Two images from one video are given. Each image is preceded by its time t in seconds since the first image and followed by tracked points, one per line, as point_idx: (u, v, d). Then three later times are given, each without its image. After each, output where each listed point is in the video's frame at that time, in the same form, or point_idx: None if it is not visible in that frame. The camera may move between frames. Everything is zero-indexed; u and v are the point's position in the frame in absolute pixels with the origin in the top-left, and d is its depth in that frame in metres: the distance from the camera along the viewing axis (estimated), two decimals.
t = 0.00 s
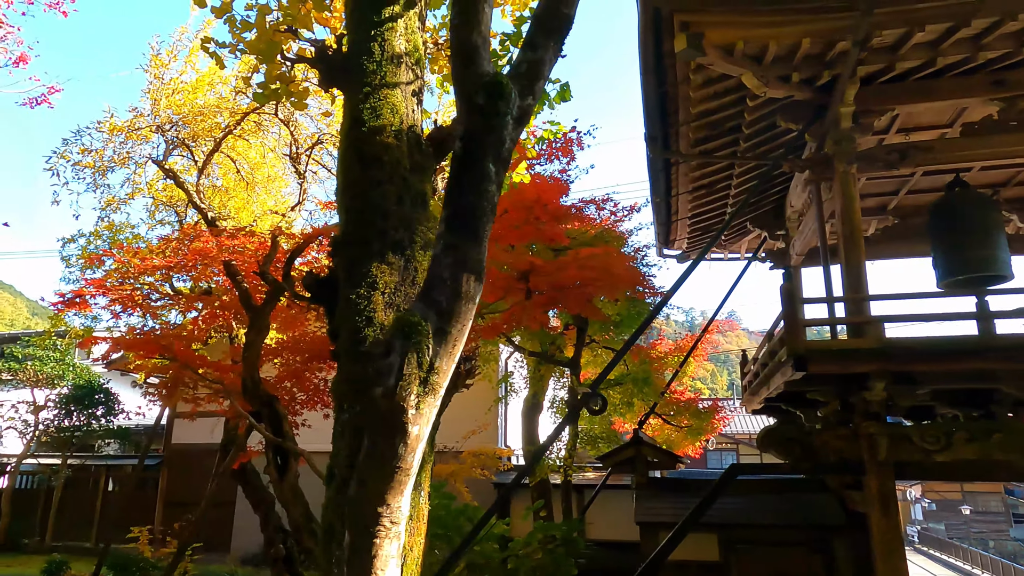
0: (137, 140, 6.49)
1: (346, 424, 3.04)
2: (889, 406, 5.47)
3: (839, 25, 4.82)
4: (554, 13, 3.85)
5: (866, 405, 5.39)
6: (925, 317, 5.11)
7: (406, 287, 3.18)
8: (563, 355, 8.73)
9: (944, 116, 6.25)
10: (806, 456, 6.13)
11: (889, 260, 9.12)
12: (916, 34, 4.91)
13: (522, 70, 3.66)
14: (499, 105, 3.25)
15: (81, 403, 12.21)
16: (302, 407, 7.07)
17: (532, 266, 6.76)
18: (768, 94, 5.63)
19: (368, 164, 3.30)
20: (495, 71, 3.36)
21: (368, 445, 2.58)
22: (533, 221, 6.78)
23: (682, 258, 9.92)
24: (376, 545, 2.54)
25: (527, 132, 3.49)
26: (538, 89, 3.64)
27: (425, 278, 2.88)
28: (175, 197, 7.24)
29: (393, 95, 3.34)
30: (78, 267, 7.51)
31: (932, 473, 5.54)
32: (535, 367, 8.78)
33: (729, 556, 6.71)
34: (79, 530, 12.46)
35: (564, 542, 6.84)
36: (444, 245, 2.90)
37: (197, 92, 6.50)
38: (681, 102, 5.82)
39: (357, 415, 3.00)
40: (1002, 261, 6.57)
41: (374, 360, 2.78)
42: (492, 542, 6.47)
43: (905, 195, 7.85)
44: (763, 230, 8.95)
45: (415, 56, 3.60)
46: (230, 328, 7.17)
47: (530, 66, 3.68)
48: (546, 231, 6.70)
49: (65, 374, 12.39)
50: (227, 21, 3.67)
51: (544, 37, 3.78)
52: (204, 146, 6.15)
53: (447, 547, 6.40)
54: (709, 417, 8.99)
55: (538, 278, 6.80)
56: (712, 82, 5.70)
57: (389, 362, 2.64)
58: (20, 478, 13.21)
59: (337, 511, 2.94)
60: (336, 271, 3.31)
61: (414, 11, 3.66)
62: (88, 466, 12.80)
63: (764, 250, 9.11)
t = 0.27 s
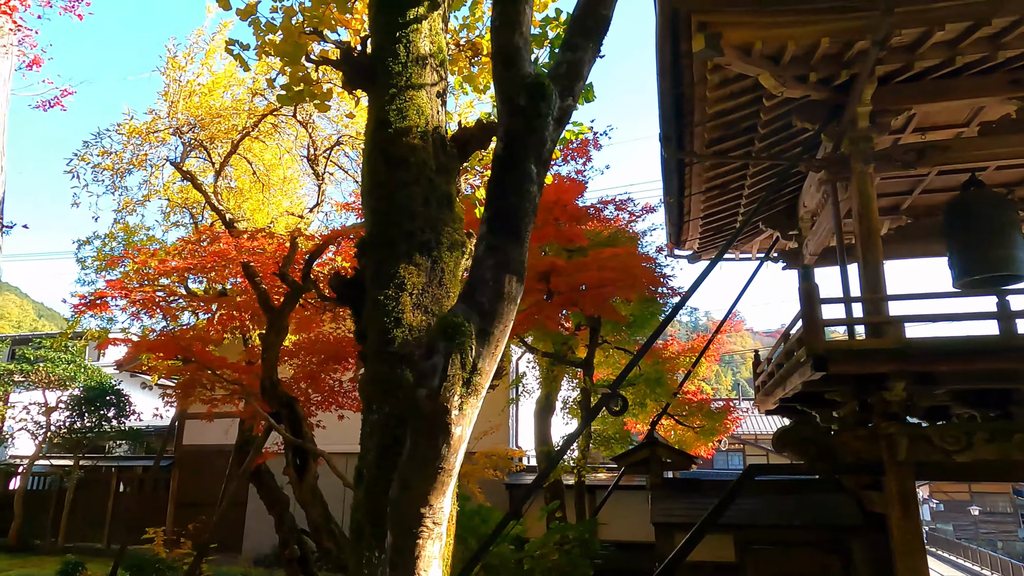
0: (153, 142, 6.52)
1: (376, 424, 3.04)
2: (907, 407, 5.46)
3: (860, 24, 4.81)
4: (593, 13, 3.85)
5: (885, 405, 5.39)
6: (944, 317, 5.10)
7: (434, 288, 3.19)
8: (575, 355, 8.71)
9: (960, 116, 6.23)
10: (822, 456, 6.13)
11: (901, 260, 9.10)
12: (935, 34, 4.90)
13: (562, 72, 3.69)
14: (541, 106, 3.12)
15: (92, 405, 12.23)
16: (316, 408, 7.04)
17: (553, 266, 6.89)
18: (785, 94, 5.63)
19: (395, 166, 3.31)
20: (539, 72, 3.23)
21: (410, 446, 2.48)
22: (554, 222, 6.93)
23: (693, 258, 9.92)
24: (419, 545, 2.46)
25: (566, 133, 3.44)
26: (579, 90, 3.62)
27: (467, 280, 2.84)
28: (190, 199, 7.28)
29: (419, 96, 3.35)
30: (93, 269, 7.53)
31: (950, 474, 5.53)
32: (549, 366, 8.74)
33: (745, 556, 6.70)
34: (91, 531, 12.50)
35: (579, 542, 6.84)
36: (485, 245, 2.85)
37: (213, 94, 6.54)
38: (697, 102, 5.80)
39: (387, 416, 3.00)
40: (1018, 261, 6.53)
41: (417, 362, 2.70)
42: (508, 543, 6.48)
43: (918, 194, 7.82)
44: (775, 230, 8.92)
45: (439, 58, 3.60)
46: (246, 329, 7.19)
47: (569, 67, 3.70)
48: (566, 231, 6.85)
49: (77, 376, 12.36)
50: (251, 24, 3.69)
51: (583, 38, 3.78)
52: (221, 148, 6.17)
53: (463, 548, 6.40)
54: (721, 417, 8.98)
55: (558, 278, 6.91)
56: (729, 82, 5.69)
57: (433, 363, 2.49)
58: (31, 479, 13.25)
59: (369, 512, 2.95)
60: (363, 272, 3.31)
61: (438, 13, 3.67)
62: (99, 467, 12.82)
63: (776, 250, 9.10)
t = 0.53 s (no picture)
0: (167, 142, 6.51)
1: (404, 424, 3.02)
2: (928, 406, 5.43)
3: (879, 21, 4.78)
4: (634, 8, 3.82)
5: (906, 404, 5.36)
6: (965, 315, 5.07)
7: (461, 286, 3.18)
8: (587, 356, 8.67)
9: (978, 113, 6.19)
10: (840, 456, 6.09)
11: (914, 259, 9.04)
12: (955, 29, 4.87)
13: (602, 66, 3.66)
14: (583, 100, 3.15)
15: (102, 405, 12.27)
16: (331, 408, 6.99)
17: (572, 265, 6.94)
18: (803, 91, 5.60)
19: (421, 164, 3.28)
20: (581, 64, 3.25)
21: (451, 444, 2.46)
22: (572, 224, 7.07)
23: (704, 258, 9.88)
24: (462, 544, 2.42)
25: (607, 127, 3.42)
26: (619, 83, 3.62)
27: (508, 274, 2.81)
28: (204, 199, 7.27)
29: (444, 92, 3.33)
30: (106, 270, 7.54)
31: (971, 473, 5.49)
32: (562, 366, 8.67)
33: (762, 557, 6.68)
34: (101, 532, 12.51)
35: (595, 543, 6.81)
36: (528, 242, 2.84)
37: (227, 94, 6.53)
38: (713, 100, 5.76)
39: (415, 416, 2.97)
40: None
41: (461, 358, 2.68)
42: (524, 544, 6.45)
43: (933, 192, 7.77)
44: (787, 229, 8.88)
45: (463, 57, 3.56)
46: (260, 329, 7.19)
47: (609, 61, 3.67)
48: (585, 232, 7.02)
49: (87, 377, 12.40)
50: (273, 22, 3.67)
51: (623, 32, 3.79)
52: (237, 148, 6.17)
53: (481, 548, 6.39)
54: (734, 417, 8.95)
55: (577, 277, 6.94)
56: (745, 80, 5.66)
57: (477, 360, 2.47)
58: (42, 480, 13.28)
59: (397, 513, 2.92)
60: (388, 270, 3.29)
61: (461, 10, 3.65)
62: (109, 468, 12.84)
63: (789, 249, 9.06)
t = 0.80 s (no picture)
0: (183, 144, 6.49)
1: (436, 426, 2.99)
2: (952, 407, 5.38)
3: (905, 19, 4.73)
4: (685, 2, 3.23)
5: (930, 406, 5.31)
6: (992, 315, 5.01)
7: (492, 287, 3.14)
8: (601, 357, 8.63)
9: (1000, 112, 6.14)
10: (861, 457, 6.04)
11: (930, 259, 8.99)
12: (982, 27, 4.82)
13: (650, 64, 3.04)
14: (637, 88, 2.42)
15: (113, 408, 12.27)
16: (346, 410, 6.96)
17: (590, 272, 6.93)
18: (824, 90, 5.56)
19: (450, 166, 3.24)
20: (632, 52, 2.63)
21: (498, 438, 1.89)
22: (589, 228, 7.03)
23: (716, 259, 9.86)
24: (513, 550, 1.89)
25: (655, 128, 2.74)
26: (668, 79, 3.04)
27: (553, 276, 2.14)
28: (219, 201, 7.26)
29: (474, 92, 3.30)
30: (121, 272, 7.53)
31: (996, 475, 5.45)
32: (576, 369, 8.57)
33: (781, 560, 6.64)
34: (112, 535, 12.49)
35: (613, 546, 6.77)
36: (577, 238, 2.16)
37: (243, 95, 6.50)
38: (733, 99, 5.71)
39: (448, 417, 2.94)
40: None
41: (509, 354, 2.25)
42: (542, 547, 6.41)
43: (950, 192, 7.73)
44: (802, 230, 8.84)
45: (492, 56, 3.52)
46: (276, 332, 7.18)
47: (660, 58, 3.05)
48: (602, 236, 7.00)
49: (99, 379, 12.38)
50: (299, 22, 3.64)
51: (673, 29, 3.19)
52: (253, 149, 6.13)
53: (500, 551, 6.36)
54: (749, 418, 8.92)
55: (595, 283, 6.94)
56: (767, 79, 5.61)
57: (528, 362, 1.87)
58: (53, 482, 13.29)
59: (431, 516, 2.89)
60: (418, 272, 3.26)
61: (489, 9, 3.60)
62: (120, 471, 12.84)
63: (803, 250, 9.03)
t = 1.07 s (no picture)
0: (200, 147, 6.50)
1: (469, 429, 2.97)
2: (975, 409, 5.35)
3: (928, 19, 4.72)
4: None
5: (953, 408, 5.29)
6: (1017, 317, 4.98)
7: (524, 290, 3.13)
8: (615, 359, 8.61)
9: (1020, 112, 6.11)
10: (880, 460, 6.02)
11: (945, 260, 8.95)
12: (1005, 27, 4.80)
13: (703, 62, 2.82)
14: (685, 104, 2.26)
15: (125, 410, 12.29)
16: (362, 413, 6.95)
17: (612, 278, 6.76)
18: (844, 90, 5.55)
19: (481, 168, 3.23)
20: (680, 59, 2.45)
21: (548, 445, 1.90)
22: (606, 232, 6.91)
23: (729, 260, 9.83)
24: (562, 556, 1.88)
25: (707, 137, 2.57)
26: (719, 83, 2.77)
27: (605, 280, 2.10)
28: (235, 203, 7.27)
29: (504, 93, 3.29)
30: (136, 274, 7.54)
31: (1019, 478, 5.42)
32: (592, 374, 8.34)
33: (800, 563, 6.61)
34: (123, 537, 12.51)
35: (630, 549, 6.75)
36: (631, 241, 2.12)
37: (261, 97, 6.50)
38: (752, 101, 5.69)
39: (482, 421, 2.92)
40: None
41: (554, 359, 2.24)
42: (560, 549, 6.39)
43: (967, 192, 7.69)
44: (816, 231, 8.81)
45: (520, 58, 3.51)
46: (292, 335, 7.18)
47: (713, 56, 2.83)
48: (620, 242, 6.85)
49: (109, 382, 12.48)
50: (326, 24, 3.63)
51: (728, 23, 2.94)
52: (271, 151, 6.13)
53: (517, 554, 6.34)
54: (763, 420, 8.88)
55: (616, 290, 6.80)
56: (787, 79, 5.59)
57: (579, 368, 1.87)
58: (65, 484, 13.32)
59: (465, 520, 2.87)
60: (449, 274, 3.25)
61: (516, 10, 3.59)
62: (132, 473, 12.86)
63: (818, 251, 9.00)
